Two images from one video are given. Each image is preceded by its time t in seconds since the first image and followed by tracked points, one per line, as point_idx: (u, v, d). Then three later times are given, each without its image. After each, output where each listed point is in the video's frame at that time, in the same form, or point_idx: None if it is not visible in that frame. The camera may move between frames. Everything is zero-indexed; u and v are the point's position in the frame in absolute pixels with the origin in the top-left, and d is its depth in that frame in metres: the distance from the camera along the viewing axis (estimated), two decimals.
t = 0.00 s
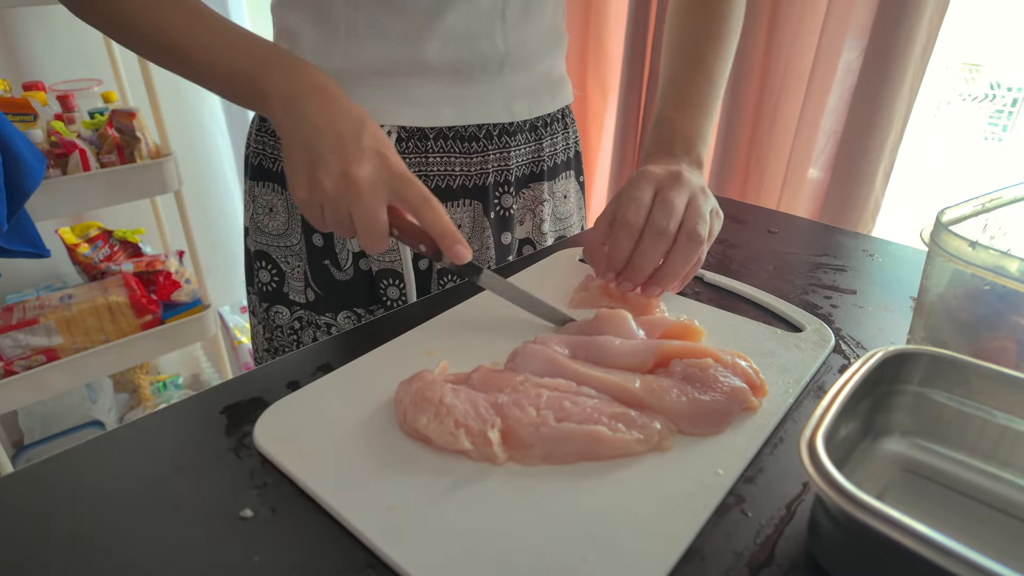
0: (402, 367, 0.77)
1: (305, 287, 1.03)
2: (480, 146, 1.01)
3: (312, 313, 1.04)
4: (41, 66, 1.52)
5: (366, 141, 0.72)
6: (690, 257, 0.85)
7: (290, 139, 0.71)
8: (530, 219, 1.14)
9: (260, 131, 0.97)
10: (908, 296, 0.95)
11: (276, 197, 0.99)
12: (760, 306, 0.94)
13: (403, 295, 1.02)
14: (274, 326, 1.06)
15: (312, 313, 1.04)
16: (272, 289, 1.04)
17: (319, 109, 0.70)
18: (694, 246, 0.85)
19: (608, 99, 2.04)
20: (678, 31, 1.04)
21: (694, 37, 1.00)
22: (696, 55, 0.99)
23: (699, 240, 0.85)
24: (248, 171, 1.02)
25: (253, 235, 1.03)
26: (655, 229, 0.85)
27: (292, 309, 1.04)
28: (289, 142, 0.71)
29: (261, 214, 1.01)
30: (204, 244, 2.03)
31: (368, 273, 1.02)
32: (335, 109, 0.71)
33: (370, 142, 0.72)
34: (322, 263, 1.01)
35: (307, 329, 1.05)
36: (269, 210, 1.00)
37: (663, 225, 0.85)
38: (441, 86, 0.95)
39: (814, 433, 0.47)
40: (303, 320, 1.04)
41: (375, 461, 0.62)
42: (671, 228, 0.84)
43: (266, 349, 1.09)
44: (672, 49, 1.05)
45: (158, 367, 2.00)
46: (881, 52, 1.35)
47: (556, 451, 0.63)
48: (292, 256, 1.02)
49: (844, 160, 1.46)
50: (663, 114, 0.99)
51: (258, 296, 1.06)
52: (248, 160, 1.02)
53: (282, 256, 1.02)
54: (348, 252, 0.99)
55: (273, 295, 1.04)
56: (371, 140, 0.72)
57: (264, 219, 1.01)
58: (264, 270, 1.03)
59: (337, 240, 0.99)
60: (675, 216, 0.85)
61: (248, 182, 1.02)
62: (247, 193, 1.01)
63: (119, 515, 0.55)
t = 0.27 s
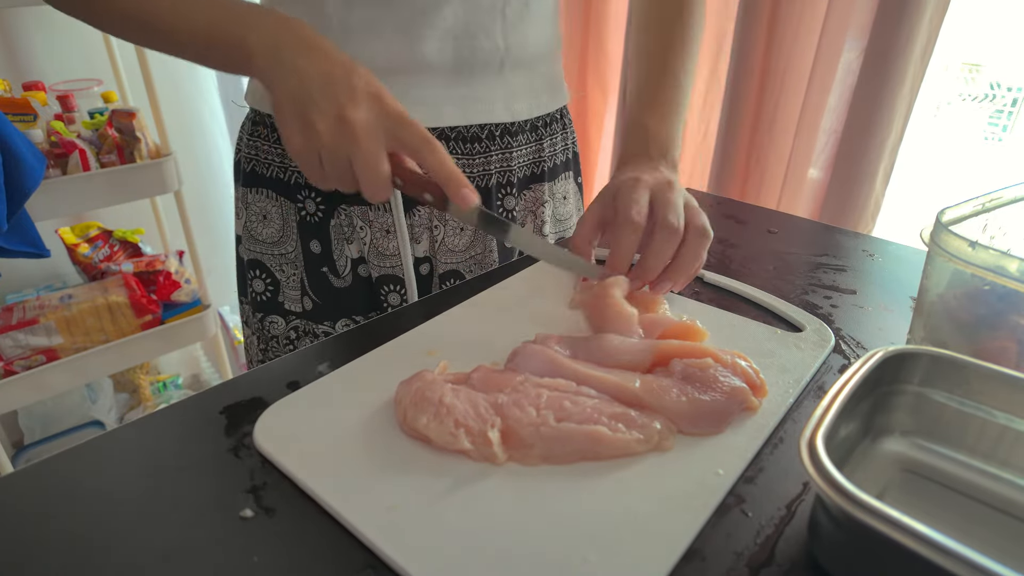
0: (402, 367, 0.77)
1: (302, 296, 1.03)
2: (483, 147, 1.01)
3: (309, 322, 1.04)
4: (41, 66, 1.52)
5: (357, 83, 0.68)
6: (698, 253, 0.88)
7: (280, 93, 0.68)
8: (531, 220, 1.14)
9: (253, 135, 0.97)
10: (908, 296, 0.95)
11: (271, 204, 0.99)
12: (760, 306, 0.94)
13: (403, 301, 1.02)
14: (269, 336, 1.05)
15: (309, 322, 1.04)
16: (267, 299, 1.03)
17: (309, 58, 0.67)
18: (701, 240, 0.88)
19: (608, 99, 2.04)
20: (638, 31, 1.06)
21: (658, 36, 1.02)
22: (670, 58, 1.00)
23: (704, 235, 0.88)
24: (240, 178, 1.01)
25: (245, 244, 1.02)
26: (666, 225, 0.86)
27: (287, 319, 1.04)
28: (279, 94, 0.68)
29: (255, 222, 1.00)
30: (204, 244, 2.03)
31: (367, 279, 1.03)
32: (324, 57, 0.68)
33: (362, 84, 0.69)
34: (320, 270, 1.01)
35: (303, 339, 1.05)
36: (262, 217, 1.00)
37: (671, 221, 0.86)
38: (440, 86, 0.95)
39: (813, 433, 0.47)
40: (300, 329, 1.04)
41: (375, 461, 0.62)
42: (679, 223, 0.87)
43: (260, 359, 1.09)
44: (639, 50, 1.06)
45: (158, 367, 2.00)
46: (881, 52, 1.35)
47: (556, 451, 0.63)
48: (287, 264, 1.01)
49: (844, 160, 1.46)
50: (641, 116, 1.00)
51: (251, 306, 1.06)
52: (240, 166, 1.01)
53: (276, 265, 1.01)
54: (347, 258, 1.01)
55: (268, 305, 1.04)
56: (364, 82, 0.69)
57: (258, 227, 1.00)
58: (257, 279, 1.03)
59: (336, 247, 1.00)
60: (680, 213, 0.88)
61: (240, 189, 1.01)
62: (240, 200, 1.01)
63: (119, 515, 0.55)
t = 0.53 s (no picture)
0: (402, 367, 0.77)
1: (309, 304, 1.03)
2: (491, 146, 1.01)
3: (318, 330, 1.04)
4: (41, 66, 1.52)
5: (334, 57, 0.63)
6: (696, 256, 0.88)
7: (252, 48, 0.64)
8: (535, 219, 1.14)
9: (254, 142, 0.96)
10: (908, 296, 0.95)
11: (274, 211, 0.97)
12: (758, 306, 0.94)
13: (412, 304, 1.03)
14: (275, 347, 1.04)
15: (317, 329, 1.04)
16: (273, 309, 1.03)
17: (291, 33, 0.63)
18: (699, 243, 0.87)
19: (607, 99, 2.03)
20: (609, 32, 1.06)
21: (635, 38, 1.03)
22: (650, 58, 1.01)
23: (702, 238, 0.87)
24: (239, 185, 1.00)
25: (248, 253, 1.01)
26: (666, 227, 0.87)
27: (295, 329, 1.04)
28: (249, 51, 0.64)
29: (258, 230, 0.99)
30: (204, 245, 2.03)
31: (375, 285, 1.03)
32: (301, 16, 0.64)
33: (337, 58, 0.64)
34: (328, 277, 1.00)
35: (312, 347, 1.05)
36: (266, 225, 0.98)
37: (670, 224, 0.87)
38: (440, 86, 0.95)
39: (813, 434, 0.47)
40: (308, 338, 1.04)
41: (375, 460, 0.62)
42: (678, 227, 0.86)
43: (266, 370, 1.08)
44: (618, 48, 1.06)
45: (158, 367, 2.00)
46: (881, 52, 1.35)
47: (556, 450, 0.63)
48: (293, 272, 1.01)
49: (843, 160, 1.47)
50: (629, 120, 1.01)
51: (256, 318, 1.05)
52: (240, 174, 0.99)
53: (282, 274, 1.01)
54: (354, 264, 1.01)
55: (274, 315, 1.03)
56: (339, 59, 0.63)
57: (261, 236, 0.99)
58: (262, 289, 1.02)
59: (343, 253, 1.00)
60: (679, 216, 0.88)
61: (240, 197, 1.00)
62: (241, 208, 0.99)
63: (119, 515, 0.55)
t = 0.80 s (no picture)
0: (402, 367, 0.77)
1: (314, 308, 1.01)
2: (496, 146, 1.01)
3: (324, 334, 1.02)
4: (41, 66, 1.52)
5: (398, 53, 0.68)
6: (691, 257, 0.88)
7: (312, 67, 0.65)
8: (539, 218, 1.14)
9: (254, 146, 0.95)
10: (908, 296, 0.95)
11: (278, 215, 0.96)
12: (758, 306, 0.94)
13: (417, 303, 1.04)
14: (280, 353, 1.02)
15: (323, 333, 1.02)
16: (276, 314, 1.00)
17: (343, 32, 0.65)
18: (692, 244, 0.88)
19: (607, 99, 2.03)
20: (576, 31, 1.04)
21: (627, 41, 1.03)
22: (641, 65, 1.02)
23: (696, 239, 0.88)
24: (242, 190, 0.99)
25: (250, 259, 0.99)
26: (660, 228, 0.87)
27: (299, 334, 1.01)
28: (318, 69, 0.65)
29: (261, 235, 0.97)
30: (204, 245, 2.03)
31: (379, 286, 1.04)
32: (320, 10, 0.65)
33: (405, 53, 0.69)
34: (333, 280, 1.00)
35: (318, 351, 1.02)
36: (269, 229, 0.97)
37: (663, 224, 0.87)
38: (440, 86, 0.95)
39: (814, 434, 0.47)
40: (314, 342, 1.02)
41: (375, 460, 0.62)
42: (671, 227, 0.87)
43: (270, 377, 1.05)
44: (608, 59, 1.07)
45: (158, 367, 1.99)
46: (881, 52, 1.35)
47: (556, 450, 0.63)
48: (297, 277, 0.98)
49: (843, 160, 1.47)
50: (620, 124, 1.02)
51: (259, 324, 1.02)
52: (241, 179, 0.99)
53: (285, 278, 0.98)
54: (359, 266, 1.01)
55: (278, 321, 1.01)
56: (407, 52, 0.68)
57: (264, 240, 0.97)
58: (266, 295, 1.00)
59: (348, 255, 0.99)
60: (673, 216, 0.88)
61: (242, 202, 0.98)
62: (243, 213, 0.98)
63: (119, 514, 0.55)
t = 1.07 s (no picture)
0: (402, 367, 0.77)
1: (323, 310, 1.02)
2: (500, 144, 1.01)
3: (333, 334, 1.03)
4: (41, 66, 1.52)
5: (442, 183, 0.75)
6: (682, 258, 0.88)
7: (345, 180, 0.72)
8: (541, 215, 1.15)
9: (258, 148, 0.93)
10: (908, 296, 0.95)
11: (284, 219, 0.95)
12: (758, 306, 0.94)
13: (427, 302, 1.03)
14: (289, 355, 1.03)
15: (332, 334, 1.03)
16: (285, 317, 1.01)
17: (391, 155, 0.71)
18: (682, 246, 0.87)
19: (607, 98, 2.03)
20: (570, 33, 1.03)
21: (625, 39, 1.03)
22: (637, 63, 1.02)
23: (687, 241, 0.87)
24: (246, 193, 0.98)
25: (257, 262, 0.99)
26: (653, 232, 0.86)
27: (308, 336, 1.03)
28: (361, 194, 0.71)
29: (268, 239, 0.97)
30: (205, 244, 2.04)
31: (388, 287, 1.02)
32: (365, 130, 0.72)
33: (448, 184, 0.75)
34: (341, 282, 0.99)
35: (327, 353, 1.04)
36: (275, 233, 0.96)
37: (655, 228, 0.86)
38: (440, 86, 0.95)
39: (814, 434, 0.47)
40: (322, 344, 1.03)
41: (375, 461, 0.62)
42: (663, 231, 0.86)
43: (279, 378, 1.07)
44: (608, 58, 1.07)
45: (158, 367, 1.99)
46: (881, 52, 1.35)
47: (556, 451, 0.63)
48: (305, 280, 0.99)
49: (843, 160, 1.47)
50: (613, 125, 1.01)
51: (267, 327, 1.03)
52: (245, 181, 0.97)
53: (293, 282, 0.99)
54: (367, 268, 0.99)
55: (286, 324, 1.02)
56: (449, 184, 0.75)
57: (271, 243, 0.97)
58: (273, 299, 1.00)
59: (356, 258, 0.98)
60: (666, 220, 0.88)
61: (247, 205, 0.97)
62: (249, 216, 0.97)
63: (120, 515, 0.55)
